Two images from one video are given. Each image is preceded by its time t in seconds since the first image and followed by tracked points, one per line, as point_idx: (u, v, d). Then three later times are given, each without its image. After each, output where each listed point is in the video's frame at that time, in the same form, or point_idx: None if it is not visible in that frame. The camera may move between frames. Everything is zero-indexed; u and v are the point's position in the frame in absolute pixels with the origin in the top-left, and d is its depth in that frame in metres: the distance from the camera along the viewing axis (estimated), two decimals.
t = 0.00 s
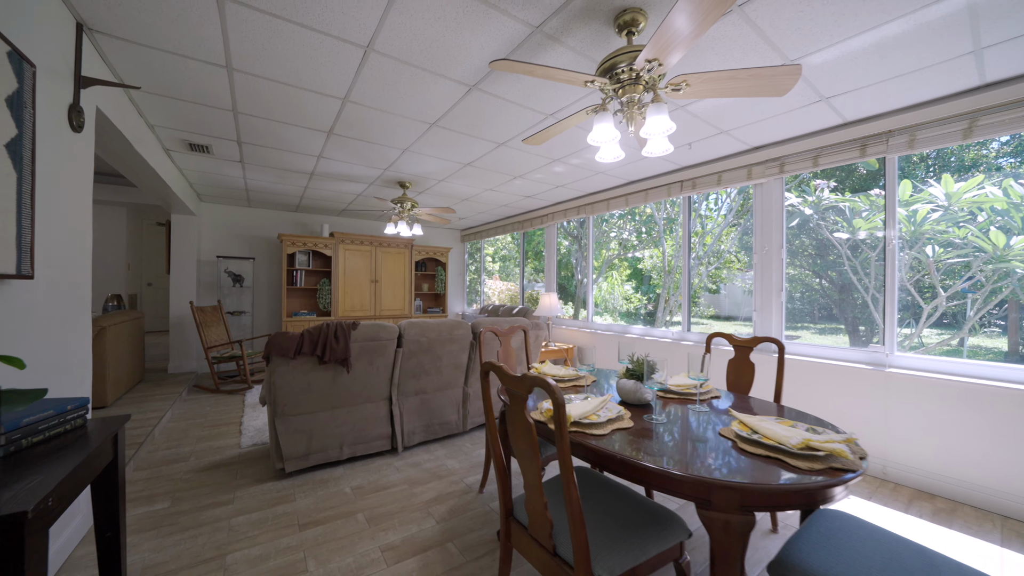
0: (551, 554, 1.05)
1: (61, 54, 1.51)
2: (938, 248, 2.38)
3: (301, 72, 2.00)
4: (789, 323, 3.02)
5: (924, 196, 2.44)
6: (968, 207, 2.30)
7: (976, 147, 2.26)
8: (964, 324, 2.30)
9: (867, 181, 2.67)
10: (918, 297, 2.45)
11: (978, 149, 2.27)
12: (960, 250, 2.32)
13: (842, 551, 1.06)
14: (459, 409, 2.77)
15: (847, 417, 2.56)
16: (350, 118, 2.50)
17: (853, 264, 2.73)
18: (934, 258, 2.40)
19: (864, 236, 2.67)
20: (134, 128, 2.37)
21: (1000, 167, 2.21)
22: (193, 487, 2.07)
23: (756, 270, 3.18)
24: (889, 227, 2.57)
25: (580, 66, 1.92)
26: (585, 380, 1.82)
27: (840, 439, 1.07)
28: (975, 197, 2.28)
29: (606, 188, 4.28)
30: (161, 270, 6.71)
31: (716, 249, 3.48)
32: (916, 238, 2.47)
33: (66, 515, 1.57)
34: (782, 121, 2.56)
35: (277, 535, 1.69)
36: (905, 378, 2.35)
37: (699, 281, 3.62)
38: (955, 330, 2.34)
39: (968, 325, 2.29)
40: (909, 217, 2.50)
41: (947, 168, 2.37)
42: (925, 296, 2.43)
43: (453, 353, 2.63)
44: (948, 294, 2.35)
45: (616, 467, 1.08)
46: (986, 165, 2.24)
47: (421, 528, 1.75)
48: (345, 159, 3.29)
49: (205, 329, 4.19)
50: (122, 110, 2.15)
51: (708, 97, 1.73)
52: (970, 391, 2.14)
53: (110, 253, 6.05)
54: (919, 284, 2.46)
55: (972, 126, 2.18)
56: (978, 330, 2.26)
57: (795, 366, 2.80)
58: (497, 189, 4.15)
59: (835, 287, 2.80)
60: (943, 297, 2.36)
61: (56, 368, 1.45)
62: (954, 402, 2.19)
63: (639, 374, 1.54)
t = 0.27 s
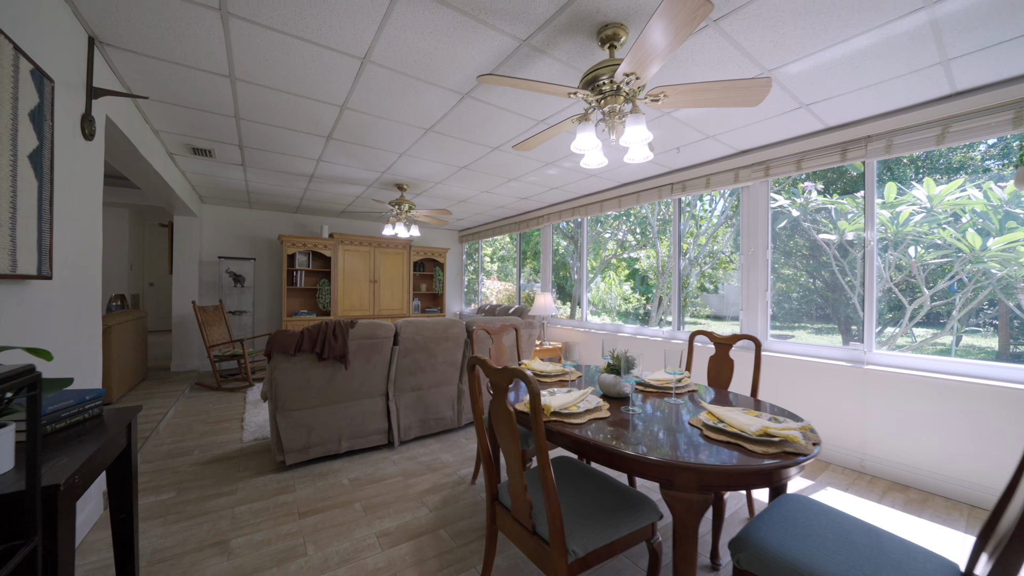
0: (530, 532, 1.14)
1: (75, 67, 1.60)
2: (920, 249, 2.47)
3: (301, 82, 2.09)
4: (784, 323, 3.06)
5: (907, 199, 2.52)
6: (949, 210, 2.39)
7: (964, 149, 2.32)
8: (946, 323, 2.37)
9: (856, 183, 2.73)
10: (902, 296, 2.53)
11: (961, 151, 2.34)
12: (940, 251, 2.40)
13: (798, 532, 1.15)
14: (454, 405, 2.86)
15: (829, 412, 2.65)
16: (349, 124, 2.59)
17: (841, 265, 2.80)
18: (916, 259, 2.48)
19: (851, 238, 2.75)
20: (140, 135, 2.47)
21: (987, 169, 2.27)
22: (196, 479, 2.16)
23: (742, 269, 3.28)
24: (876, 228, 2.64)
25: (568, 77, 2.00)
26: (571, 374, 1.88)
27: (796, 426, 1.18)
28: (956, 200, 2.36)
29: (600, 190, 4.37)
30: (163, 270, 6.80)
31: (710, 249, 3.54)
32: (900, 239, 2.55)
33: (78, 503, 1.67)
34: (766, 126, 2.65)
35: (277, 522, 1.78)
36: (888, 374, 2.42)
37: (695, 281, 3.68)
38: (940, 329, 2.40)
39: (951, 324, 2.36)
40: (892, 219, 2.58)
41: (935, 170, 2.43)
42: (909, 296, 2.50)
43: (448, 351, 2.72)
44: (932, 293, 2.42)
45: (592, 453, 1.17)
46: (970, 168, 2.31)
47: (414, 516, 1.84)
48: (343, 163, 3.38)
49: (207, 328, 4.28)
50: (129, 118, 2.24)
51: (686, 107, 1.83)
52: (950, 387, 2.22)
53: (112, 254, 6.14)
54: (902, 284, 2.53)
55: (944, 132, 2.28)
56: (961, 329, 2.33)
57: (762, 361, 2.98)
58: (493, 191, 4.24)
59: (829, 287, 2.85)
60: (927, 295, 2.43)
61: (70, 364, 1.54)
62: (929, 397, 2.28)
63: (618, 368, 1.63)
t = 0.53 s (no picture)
0: (514, 515, 1.23)
1: (87, 79, 1.70)
2: (903, 250, 2.55)
3: (300, 90, 2.17)
4: (782, 323, 3.08)
5: (893, 201, 2.58)
6: (932, 212, 2.45)
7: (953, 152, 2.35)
8: (934, 322, 2.43)
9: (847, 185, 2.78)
10: (887, 296, 2.60)
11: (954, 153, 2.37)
12: (923, 252, 2.48)
13: (763, 515, 1.22)
14: (449, 401, 2.95)
15: (811, 408, 2.74)
16: (347, 130, 2.68)
17: (830, 265, 2.84)
18: (899, 260, 2.56)
19: (838, 239, 2.81)
20: (146, 140, 2.56)
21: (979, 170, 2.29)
22: (200, 471, 2.25)
23: (730, 270, 3.37)
24: (862, 229, 2.72)
25: (557, 86, 2.08)
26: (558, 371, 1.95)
27: (762, 417, 1.26)
28: (939, 202, 2.42)
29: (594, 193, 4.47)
30: (166, 270, 6.90)
31: (706, 250, 3.60)
32: (886, 240, 2.62)
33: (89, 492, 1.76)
34: (751, 131, 2.73)
35: (278, 511, 1.87)
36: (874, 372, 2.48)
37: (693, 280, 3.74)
38: (928, 327, 2.45)
39: (936, 322, 2.42)
40: (876, 220, 2.65)
41: (924, 172, 2.47)
42: (894, 295, 2.57)
43: (443, 349, 2.81)
44: (917, 293, 2.49)
45: (573, 442, 1.26)
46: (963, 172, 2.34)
47: (409, 506, 1.93)
48: (342, 166, 3.47)
49: (209, 327, 4.38)
50: (136, 125, 2.34)
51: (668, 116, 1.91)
52: (930, 384, 2.29)
53: (115, 255, 6.23)
54: (890, 284, 2.59)
55: (920, 138, 2.34)
56: (944, 328, 2.40)
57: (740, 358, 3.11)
58: (489, 193, 4.33)
59: (822, 286, 2.88)
60: (914, 294, 2.50)
61: (82, 360, 1.63)
62: (907, 393, 2.36)
63: (600, 364, 1.72)
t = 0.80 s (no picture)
0: (499, 501, 1.31)
1: (98, 89, 1.78)
2: (888, 251, 2.61)
3: (299, 97, 2.25)
4: (778, 322, 3.10)
5: (879, 203, 2.65)
6: (918, 213, 2.51)
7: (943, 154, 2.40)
8: (919, 321, 2.49)
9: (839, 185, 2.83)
10: (873, 295, 2.68)
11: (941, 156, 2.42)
12: (907, 253, 2.55)
13: (734, 500, 1.26)
14: (444, 398, 3.03)
15: (795, 404, 2.82)
16: (345, 134, 2.76)
17: (820, 266, 2.91)
18: (884, 260, 2.63)
19: (820, 240, 2.91)
20: (151, 145, 2.64)
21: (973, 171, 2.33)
22: (203, 465, 2.33)
23: (719, 271, 3.45)
24: (848, 231, 2.79)
25: (547, 94, 2.15)
26: (546, 368, 2.02)
27: (733, 409, 1.34)
28: (924, 204, 2.48)
29: (589, 195, 4.56)
30: (168, 271, 6.99)
31: (698, 250, 3.67)
32: (870, 241, 2.69)
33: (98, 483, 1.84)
34: (738, 136, 2.80)
35: (278, 502, 1.95)
36: (858, 370, 2.55)
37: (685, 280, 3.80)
38: (913, 327, 2.51)
39: (920, 321, 2.48)
40: (863, 221, 2.73)
41: (914, 174, 2.53)
42: (880, 295, 2.64)
43: (438, 347, 2.89)
44: (905, 291, 2.54)
45: (556, 433, 1.34)
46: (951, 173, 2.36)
47: (403, 497, 2.01)
48: (341, 169, 3.56)
49: (211, 327, 4.47)
50: (142, 131, 2.43)
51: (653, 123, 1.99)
52: (912, 379, 2.37)
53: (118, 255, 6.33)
54: (878, 283, 2.66)
55: (900, 142, 2.43)
56: (932, 326, 2.45)
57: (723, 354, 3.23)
58: (486, 195, 4.41)
59: (815, 286, 2.93)
60: (900, 294, 2.56)
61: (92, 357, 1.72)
62: (888, 390, 2.44)
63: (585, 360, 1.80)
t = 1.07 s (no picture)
0: (487, 489, 1.39)
1: (105, 97, 1.86)
2: (875, 251, 2.66)
3: (298, 102, 2.32)
4: (776, 322, 3.13)
5: (867, 204, 2.69)
6: (905, 214, 2.55)
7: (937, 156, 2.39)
8: (906, 321, 2.53)
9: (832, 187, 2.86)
10: (860, 294, 2.73)
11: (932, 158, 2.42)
12: (894, 253, 2.60)
13: (707, 487, 1.32)
14: (440, 395, 3.11)
15: (782, 401, 2.90)
16: (344, 138, 2.83)
17: (809, 266, 2.97)
18: (871, 261, 2.68)
19: (807, 241, 2.99)
20: (155, 149, 2.72)
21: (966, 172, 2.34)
22: (206, 459, 2.41)
23: (709, 271, 3.53)
24: (837, 232, 2.85)
25: (538, 100, 2.22)
26: (537, 365, 2.09)
27: (709, 402, 1.42)
28: (911, 205, 2.52)
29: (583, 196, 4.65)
30: (170, 271, 7.08)
31: (689, 251, 3.75)
32: (857, 242, 2.75)
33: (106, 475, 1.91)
34: (726, 139, 2.86)
35: (278, 493, 2.03)
36: (844, 368, 2.61)
37: (678, 280, 3.88)
38: (900, 326, 2.56)
39: (907, 321, 2.53)
40: (851, 222, 2.77)
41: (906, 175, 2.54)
42: (869, 295, 2.69)
43: (434, 345, 2.97)
44: (894, 291, 2.59)
45: (542, 425, 1.41)
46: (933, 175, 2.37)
47: (399, 489, 2.09)
48: (340, 172, 3.63)
49: (212, 326, 4.55)
50: (147, 136, 2.51)
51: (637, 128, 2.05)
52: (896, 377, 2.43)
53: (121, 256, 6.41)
54: (865, 283, 2.71)
55: (882, 146, 2.50)
56: (917, 325, 2.49)
57: (711, 352, 3.31)
58: (482, 197, 4.49)
59: (809, 286, 2.97)
60: (888, 293, 2.60)
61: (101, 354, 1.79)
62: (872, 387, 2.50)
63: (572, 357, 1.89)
